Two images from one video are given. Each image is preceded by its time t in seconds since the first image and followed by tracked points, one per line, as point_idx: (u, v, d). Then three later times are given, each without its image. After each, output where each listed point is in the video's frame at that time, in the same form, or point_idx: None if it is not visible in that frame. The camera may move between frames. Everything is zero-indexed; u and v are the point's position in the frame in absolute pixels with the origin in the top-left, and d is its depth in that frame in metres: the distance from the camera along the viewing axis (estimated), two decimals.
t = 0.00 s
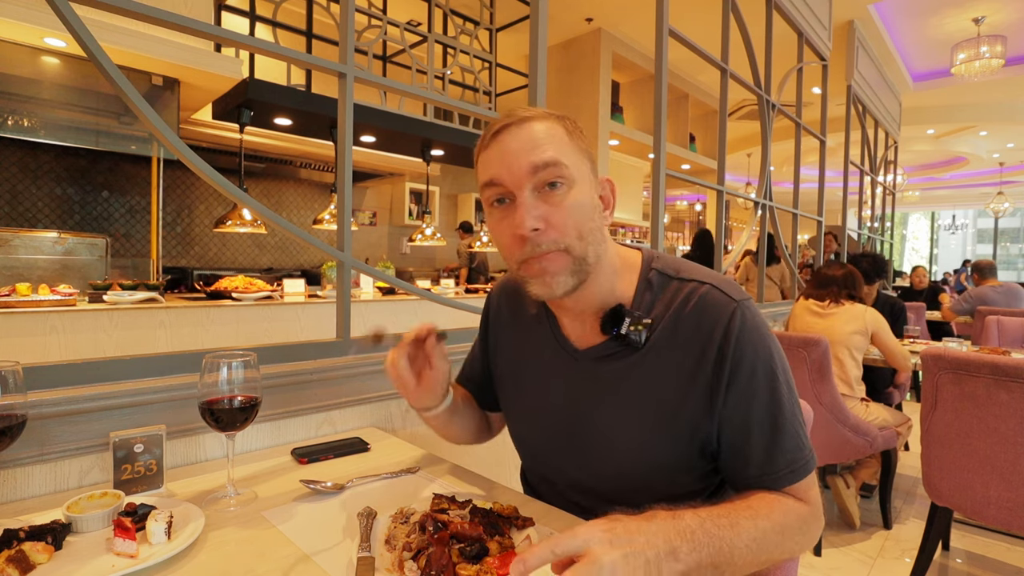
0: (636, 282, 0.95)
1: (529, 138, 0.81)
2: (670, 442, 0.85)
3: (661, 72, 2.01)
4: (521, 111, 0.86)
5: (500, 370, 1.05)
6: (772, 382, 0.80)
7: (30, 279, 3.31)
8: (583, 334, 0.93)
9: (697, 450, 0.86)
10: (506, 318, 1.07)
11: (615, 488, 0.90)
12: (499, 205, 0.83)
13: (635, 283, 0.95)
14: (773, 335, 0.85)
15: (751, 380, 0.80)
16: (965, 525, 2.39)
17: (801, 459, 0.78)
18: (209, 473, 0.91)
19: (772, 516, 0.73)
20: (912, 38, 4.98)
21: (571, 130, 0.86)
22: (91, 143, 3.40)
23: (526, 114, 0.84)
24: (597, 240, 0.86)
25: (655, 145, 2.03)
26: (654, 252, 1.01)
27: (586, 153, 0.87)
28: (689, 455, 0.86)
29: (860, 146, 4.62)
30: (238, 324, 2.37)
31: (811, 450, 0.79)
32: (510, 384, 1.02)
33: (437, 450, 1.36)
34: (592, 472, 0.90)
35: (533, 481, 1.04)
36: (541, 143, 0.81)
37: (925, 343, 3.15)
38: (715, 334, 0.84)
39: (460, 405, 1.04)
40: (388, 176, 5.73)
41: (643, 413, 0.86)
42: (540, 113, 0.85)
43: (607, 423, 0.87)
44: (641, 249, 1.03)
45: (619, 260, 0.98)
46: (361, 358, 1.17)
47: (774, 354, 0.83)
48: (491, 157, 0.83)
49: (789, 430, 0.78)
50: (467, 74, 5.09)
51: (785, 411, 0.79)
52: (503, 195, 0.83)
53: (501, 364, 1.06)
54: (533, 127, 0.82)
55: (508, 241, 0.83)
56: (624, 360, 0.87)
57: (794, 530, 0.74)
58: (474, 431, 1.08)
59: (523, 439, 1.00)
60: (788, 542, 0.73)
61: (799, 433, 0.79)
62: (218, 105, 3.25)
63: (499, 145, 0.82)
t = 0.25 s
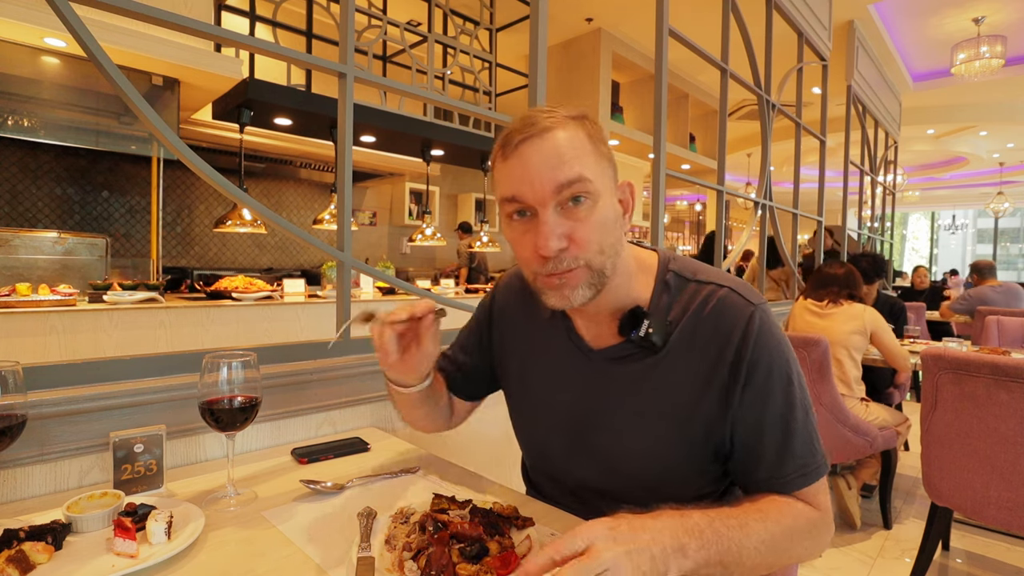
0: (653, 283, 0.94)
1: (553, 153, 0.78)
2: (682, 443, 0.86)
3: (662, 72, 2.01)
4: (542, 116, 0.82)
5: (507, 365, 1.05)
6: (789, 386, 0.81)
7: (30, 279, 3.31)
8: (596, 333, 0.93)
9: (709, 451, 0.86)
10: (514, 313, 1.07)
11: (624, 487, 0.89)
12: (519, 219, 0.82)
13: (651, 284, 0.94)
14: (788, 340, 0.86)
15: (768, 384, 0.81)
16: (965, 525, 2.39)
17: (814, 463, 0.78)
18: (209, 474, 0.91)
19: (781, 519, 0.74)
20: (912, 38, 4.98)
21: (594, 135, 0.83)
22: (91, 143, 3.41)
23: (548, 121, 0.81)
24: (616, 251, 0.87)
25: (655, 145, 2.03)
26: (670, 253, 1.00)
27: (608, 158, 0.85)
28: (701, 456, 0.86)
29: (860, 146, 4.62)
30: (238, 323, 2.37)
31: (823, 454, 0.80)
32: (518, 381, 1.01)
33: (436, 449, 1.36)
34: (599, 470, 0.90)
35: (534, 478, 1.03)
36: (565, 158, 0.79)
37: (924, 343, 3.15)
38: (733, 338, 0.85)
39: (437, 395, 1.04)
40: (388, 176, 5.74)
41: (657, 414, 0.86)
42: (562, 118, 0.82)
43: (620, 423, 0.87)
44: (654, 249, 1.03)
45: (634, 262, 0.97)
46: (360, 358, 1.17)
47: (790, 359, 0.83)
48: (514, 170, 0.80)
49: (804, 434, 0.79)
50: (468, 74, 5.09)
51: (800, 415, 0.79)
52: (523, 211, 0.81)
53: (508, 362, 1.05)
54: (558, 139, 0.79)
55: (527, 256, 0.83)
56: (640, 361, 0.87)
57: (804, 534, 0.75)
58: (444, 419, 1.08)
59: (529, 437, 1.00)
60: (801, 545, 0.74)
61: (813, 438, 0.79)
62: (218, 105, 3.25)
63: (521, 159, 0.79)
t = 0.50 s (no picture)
0: (657, 286, 0.94)
1: (559, 157, 0.78)
2: (689, 447, 0.85)
3: (662, 72, 2.01)
4: (551, 118, 0.81)
5: (511, 369, 1.04)
6: (798, 388, 0.80)
7: (30, 279, 3.31)
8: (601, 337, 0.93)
9: (717, 454, 0.86)
10: (518, 317, 1.07)
11: (631, 491, 0.89)
12: (524, 221, 0.82)
13: (656, 286, 0.94)
14: (795, 342, 0.86)
15: (776, 387, 0.81)
16: (965, 525, 2.39)
17: (824, 465, 0.78)
18: (209, 474, 0.91)
19: (796, 521, 0.74)
20: (912, 38, 4.98)
21: (604, 139, 0.82)
22: (91, 143, 3.41)
23: (559, 122, 0.80)
24: (619, 257, 0.87)
25: (655, 145, 2.03)
26: (676, 254, 1.00)
27: (618, 162, 0.84)
28: (708, 460, 0.86)
29: (860, 146, 4.62)
30: (237, 323, 2.37)
31: (834, 455, 0.80)
32: (523, 385, 1.01)
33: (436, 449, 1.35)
34: (606, 475, 0.90)
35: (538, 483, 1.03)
36: (571, 163, 0.78)
37: (925, 343, 3.15)
38: (740, 341, 0.84)
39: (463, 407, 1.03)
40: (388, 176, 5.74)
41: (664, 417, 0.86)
42: (573, 120, 0.81)
43: (627, 427, 0.87)
44: (660, 251, 1.02)
45: (639, 262, 0.97)
46: (360, 358, 1.17)
47: (798, 362, 0.83)
48: (520, 171, 0.79)
49: (814, 436, 0.79)
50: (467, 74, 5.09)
51: (810, 418, 0.79)
52: (527, 214, 0.81)
53: (511, 364, 1.05)
54: (566, 142, 0.78)
55: (529, 258, 0.83)
56: (646, 364, 0.87)
57: (818, 537, 0.74)
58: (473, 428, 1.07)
59: (533, 440, 0.99)
60: (815, 547, 0.74)
61: (824, 440, 0.79)
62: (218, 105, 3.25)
63: (527, 161, 0.79)
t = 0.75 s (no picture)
0: (653, 284, 0.94)
1: (554, 157, 0.78)
2: (684, 445, 0.85)
3: (662, 72, 2.01)
4: (548, 118, 0.81)
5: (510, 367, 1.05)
6: (791, 388, 0.80)
7: (31, 279, 3.31)
8: (596, 335, 0.93)
9: (713, 454, 0.86)
10: (517, 316, 1.07)
11: (627, 490, 0.89)
12: (519, 220, 0.83)
13: (651, 285, 0.94)
14: (790, 341, 0.86)
15: (770, 386, 0.81)
16: (966, 525, 2.39)
17: (820, 464, 0.78)
18: (209, 474, 0.91)
19: (795, 522, 0.74)
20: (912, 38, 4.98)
21: (601, 140, 0.82)
22: (91, 143, 3.40)
23: (555, 123, 0.80)
24: (614, 257, 0.86)
25: (655, 145, 2.03)
26: (673, 254, 1.00)
27: (614, 163, 0.84)
28: (703, 458, 0.86)
29: (860, 146, 4.62)
30: (237, 323, 2.37)
31: (830, 454, 0.80)
32: (521, 384, 1.01)
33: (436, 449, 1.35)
34: (601, 474, 0.90)
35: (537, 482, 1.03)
36: (565, 164, 0.78)
37: (925, 343, 3.15)
38: (735, 340, 0.84)
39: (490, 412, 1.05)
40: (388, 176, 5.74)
41: (659, 416, 0.86)
42: (571, 121, 0.81)
43: (622, 426, 0.87)
44: (658, 250, 1.02)
45: (637, 262, 0.97)
46: (360, 358, 1.17)
47: (794, 361, 0.83)
48: (515, 171, 0.80)
49: (809, 435, 0.79)
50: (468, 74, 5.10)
51: (804, 417, 0.79)
52: (521, 214, 0.81)
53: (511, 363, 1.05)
54: (560, 143, 0.78)
55: (521, 257, 0.83)
56: (642, 363, 0.87)
57: (814, 536, 0.74)
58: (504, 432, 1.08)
59: (532, 440, 0.99)
60: (813, 546, 0.74)
61: (819, 439, 0.79)
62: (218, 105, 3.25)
63: (522, 162, 0.79)
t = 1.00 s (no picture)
0: (653, 283, 0.94)
1: (541, 177, 0.78)
2: (682, 442, 0.85)
3: (662, 72, 2.01)
4: (531, 136, 0.80)
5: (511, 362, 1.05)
6: (789, 386, 0.81)
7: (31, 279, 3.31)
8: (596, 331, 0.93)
9: (711, 451, 0.86)
10: (519, 311, 1.07)
11: (625, 487, 0.89)
12: (513, 237, 0.82)
13: (652, 284, 0.94)
14: (788, 340, 0.86)
15: (768, 385, 0.81)
16: (965, 525, 2.39)
17: (816, 463, 0.78)
18: (208, 474, 0.91)
19: (793, 520, 0.74)
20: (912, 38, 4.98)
21: (587, 151, 0.81)
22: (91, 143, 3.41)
23: (539, 140, 0.79)
24: (611, 261, 0.86)
25: (655, 145, 2.03)
26: (673, 253, 1.00)
27: (602, 170, 0.83)
28: (701, 456, 0.86)
29: (860, 146, 4.62)
30: (237, 323, 2.37)
31: (827, 453, 0.80)
32: (521, 379, 1.01)
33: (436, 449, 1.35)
34: (600, 469, 0.90)
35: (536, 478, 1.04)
36: (554, 182, 0.78)
37: (925, 344, 3.15)
38: (733, 338, 0.84)
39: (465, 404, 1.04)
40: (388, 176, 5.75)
41: (657, 413, 0.86)
42: (555, 136, 0.80)
43: (621, 422, 0.87)
44: (658, 249, 1.02)
45: (636, 262, 0.97)
46: (360, 358, 1.17)
47: (792, 360, 0.83)
48: (505, 194, 0.80)
49: (806, 434, 0.79)
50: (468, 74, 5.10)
51: (802, 416, 0.79)
52: (515, 232, 0.81)
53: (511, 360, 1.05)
54: (547, 161, 0.78)
55: (521, 274, 0.84)
56: (641, 360, 0.87)
57: (810, 535, 0.74)
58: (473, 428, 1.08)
59: (532, 436, 1.00)
60: (808, 545, 0.74)
61: (816, 437, 0.79)
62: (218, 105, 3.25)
63: (511, 184, 0.79)
